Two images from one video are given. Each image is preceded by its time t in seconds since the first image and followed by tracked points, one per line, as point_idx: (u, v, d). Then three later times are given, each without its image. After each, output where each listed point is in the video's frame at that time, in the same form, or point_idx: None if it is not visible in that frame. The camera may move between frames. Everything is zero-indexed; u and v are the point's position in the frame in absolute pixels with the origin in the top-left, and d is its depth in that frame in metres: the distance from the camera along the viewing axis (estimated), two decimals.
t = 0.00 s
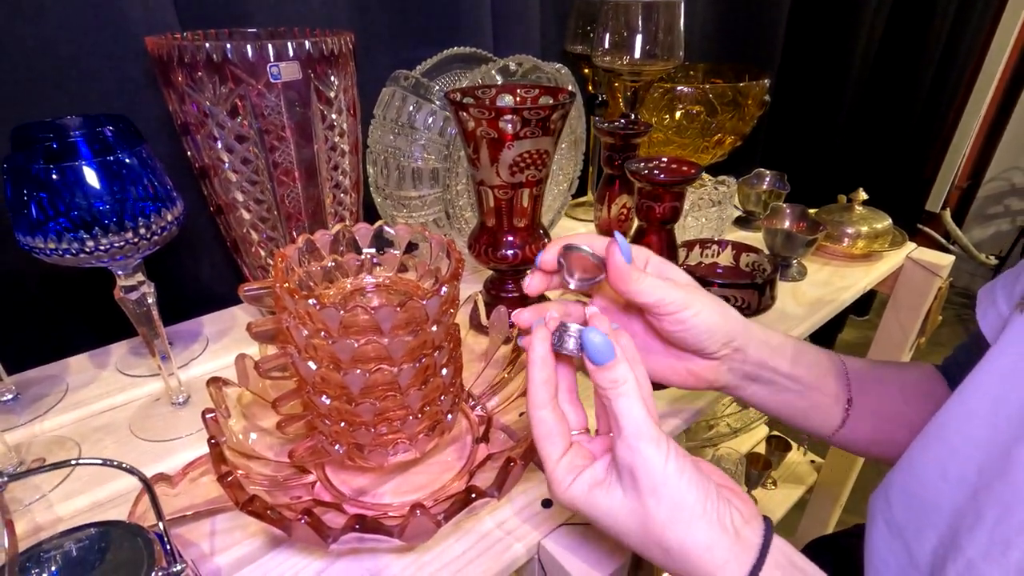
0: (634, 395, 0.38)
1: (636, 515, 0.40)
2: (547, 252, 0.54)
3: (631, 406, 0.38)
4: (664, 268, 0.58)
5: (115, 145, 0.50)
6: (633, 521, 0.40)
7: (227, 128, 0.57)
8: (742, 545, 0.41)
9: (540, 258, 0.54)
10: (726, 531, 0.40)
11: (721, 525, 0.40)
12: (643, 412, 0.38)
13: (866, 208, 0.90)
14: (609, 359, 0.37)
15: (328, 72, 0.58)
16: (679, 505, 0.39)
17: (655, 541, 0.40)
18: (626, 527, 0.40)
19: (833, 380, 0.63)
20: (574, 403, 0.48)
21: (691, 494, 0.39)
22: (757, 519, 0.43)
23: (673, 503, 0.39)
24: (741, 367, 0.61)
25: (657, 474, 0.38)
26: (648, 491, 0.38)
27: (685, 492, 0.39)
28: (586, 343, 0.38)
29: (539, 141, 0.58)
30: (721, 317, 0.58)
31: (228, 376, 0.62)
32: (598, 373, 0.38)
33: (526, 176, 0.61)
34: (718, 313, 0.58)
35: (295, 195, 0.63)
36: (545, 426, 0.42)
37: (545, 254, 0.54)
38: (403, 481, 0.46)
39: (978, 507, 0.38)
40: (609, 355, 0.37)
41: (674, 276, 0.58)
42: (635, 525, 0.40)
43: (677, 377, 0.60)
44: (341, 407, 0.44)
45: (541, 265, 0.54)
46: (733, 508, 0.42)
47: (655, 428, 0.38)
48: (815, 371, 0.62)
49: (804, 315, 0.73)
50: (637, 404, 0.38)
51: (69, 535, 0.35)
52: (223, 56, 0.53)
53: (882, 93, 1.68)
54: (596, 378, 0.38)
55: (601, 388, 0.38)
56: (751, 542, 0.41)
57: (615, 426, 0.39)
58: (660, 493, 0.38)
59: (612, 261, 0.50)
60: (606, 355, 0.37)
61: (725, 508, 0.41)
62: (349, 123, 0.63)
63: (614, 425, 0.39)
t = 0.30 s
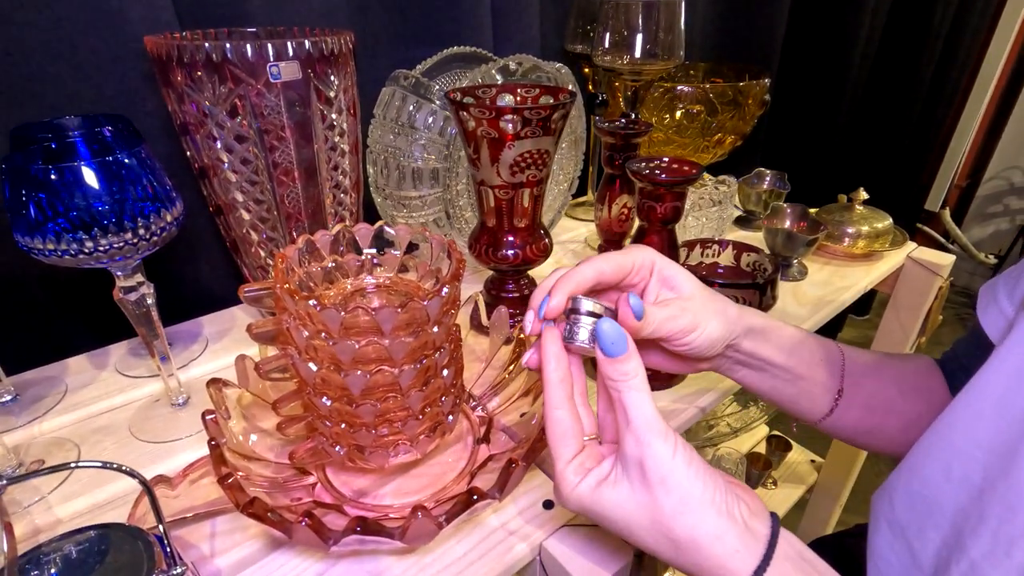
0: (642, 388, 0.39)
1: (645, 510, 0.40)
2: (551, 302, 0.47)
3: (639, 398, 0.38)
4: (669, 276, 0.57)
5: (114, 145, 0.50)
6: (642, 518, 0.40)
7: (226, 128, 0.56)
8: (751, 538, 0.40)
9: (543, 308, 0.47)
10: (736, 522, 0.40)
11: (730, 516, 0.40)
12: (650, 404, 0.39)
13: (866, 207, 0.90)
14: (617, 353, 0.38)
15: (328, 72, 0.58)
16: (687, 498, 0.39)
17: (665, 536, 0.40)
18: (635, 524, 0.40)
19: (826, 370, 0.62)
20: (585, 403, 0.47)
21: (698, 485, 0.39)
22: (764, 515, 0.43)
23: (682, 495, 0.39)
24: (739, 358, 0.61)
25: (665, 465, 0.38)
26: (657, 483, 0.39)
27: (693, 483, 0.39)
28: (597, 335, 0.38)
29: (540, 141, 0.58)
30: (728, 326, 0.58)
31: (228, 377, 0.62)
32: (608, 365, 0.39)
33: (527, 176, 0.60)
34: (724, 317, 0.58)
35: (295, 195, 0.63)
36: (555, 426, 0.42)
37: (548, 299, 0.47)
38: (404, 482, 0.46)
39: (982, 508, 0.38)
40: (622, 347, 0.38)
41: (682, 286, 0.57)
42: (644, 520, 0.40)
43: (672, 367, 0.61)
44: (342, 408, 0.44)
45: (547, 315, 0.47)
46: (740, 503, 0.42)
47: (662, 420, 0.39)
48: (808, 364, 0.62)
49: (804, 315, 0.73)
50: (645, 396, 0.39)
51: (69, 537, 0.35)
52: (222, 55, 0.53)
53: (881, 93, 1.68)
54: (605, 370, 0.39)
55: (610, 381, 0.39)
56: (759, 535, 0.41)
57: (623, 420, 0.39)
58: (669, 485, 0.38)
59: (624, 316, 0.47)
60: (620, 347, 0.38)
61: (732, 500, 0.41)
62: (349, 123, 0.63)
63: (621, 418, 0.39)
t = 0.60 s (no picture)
0: (640, 388, 0.38)
1: (644, 511, 0.39)
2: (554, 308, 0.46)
3: (637, 399, 0.38)
4: (671, 277, 0.56)
5: (110, 143, 0.49)
6: (641, 520, 0.40)
7: (224, 126, 0.56)
8: (751, 539, 0.40)
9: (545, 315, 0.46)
10: (735, 522, 0.40)
11: (730, 516, 0.40)
12: (649, 405, 0.38)
13: (866, 206, 0.89)
14: (614, 354, 0.38)
15: (325, 69, 0.58)
16: (686, 499, 0.39)
17: (664, 538, 0.40)
18: (634, 525, 0.40)
19: (829, 371, 0.62)
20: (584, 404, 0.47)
21: (697, 486, 0.39)
22: (765, 515, 0.42)
23: (681, 497, 0.39)
24: (740, 359, 0.61)
25: (664, 467, 0.38)
26: (657, 485, 0.38)
27: (691, 485, 0.39)
28: (595, 338, 0.38)
29: (539, 140, 0.58)
30: (730, 329, 0.58)
31: (226, 375, 0.62)
32: (606, 367, 0.38)
33: (525, 174, 0.60)
34: (727, 319, 0.57)
35: (293, 194, 0.63)
36: (555, 428, 0.42)
37: (551, 305, 0.46)
38: (402, 480, 0.46)
39: (983, 507, 0.38)
40: (620, 348, 0.37)
41: (683, 288, 0.56)
42: (644, 521, 0.40)
43: (671, 368, 0.60)
44: (339, 407, 0.44)
45: (548, 324, 0.45)
46: (739, 502, 0.42)
47: (660, 421, 0.39)
48: (810, 365, 0.62)
49: (802, 313, 0.73)
50: (643, 397, 0.38)
51: (67, 536, 0.35)
52: (218, 53, 0.53)
53: (880, 91, 1.68)
54: (602, 371, 0.39)
55: (608, 383, 0.39)
56: (759, 535, 0.41)
57: (621, 421, 0.39)
58: (668, 486, 0.38)
59: (628, 322, 0.46)
60: (617, 349, 0.37)
61: (732, 500, 0.41)
62: (347, 121, 0.63)
63: (620, 419, 0.39)
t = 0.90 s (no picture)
0: (640, 390, 0.38)
1: (647, 514, 0.39)
2: (554, 314, 0.46)
3: (637, 401, 0.38)
4: (672, 281, 0.56)
5: (109, 142, 0.49)
6: (645, 523, 0.40)
7: (223, 126, 0.56)
8: (755, 536, 0.40)
9: (546, 319, 0.46)
10: (739, 521, 0.40)
11: (733, 515, 0.40)
12: (648, 407, 0.38)
13: (865, 205, 0.89)
14: (613, 357, 0.38)
15: (324, 69, 0.58)
16: (689, 500, 0.39)
17: (669, 538, 0.40)
18: (638, 528, 0.40)
19: (832, 372, 0.62)
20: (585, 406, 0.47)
21: (699, 486, 0.39)
22: (769, 511, 0.42)
23: (683, 497, 0.39)
24: (741, 362, 0.61)
25: (666, 469, 0.38)
26: (659, 487, 0.38)
27: (694, 485, 0.39)
28: (592, 342, 0.38)
29: (538, 139, 0.58)
30: (730, 332, 0.58)
31: (225, 375, 0.62)
32: (605, 370, 0.38)
33: (525, 174, 0.60)
34: (727, 323, 0.57)
35: (292, 193, 0.63)
36: (556, 433, 0.42)
37: (551, 310, 0.46)
38: (402, 480, 0.46)
39: (986, 508, 0.38)
40: (617, 353, 0.37)
41: (683, 292, 0.56)
42: (648, 523, 0.40)
43: (671, 369, 0.60)
44: (339, 407, 0.44)
45: (548, 329, 0.46)
46: (742, 500, 0.42)
47: (661, 423, 0.39)
48: (812, 364, 0.62)
49: (802, 312, 0.73)
50: (644, 399, 0.38)
51: (65, 537, 0.35)
52: (217, 52, 0.52)
53: (879, 91, 1.68)
54: (602, 375, 0.39)
55: (607, 386, 0.39)
56: (764, 533, 0.41)
57: (622, 423, 0.39)
58: (670, 487, 0.38)
59: (627, 330, 0.46)
60: (615, 353, 0.37)
61: (735, 498, 0.41)
62: (346, 121, 0.62)
63: (620, 422, 0.39)
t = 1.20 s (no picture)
0: (647, 393, 0.38)
1: (654, 517, 0.39)
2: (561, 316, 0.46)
3: (644, 403, 0.38)
4: (675, 283, 0.56)
5: (109, 143, 0.49)
6: (652, 526, 0.40)
7: (223, 127, 0.56)
8: (762, 540, 0.40)
9: (553, 322, 0.46)
10: (745, 524, 0.40)
11: (740, 518, 0.40)
12: (655, 410, 0.38)
13: (864, 206, 0.89)
14: (619, 359, 0.38)
15: (324, 70, 0.58)
16: (696, 502, 0.39)
17: (675, 541, 0.40)
18: (645, 530, 0.40)
19: (837, 373, 0.63)
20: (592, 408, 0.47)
21: (706, 489, 0.39)
22: (776, 514, 0.42)
23: (690, 500, 0.39)
24: (747, 365, 0.61)
25: (672, 472, 0.38)
26: (666, 490, 0.38)
27: (700, 488, 0.39)
28: (599, 345, 0.38)
29: (538, 140, 0.58)
30: (735, 333, 0.57)
31: (225, 376, 0.62)
32: (612, 373, 0.38)
33: (525, 174, 0.60)
34: (731, 324, 0.57)
35: (292, 194, 0.63)
36: (562, 436, 0.42)
37: (558, 313, 0.46)
38: (403, 481, 0.46)
39: (989, 507, 0.38)
40: (625, 354, 0.37)
41: (686, 293, 0.56)
42: (654, 526, 0.40)
43: (673, 370, 0.60)
44: (339, 408, 0.44)
45: (556, 331, 0.46)
46: (749, 502, 0.42)
47: (668, 425, 0.39)
48: (814, 364, 0.62)
49: (802, 312, 0.74)
50: (651, 402, 0.38)
51: (66, 538, 0.35)
52: (217, 53, 0.52)
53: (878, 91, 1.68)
54: (609, 377, 0.39)
55: (614, 388, 0.39)
56: (769, 536, 0.41)
57: (629, 426, 0.39)
58: (676, 490, 0.38)
59: (633, 332, 0.46)
60: (622, 355, 0.37)
61: (742, 501, 0.41)
62: (346, 121, 0.62)
63: (627, 425, 0.39)
